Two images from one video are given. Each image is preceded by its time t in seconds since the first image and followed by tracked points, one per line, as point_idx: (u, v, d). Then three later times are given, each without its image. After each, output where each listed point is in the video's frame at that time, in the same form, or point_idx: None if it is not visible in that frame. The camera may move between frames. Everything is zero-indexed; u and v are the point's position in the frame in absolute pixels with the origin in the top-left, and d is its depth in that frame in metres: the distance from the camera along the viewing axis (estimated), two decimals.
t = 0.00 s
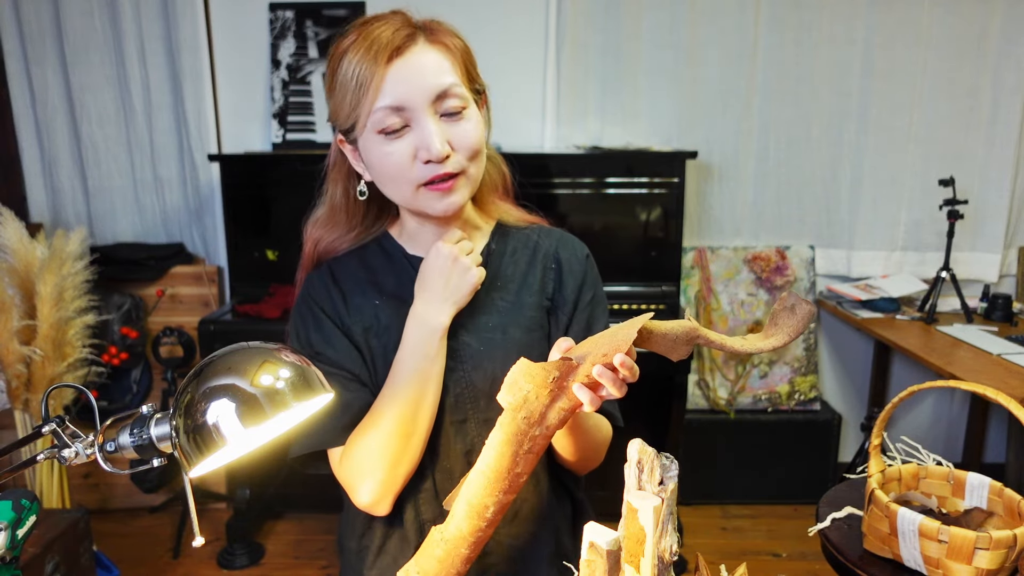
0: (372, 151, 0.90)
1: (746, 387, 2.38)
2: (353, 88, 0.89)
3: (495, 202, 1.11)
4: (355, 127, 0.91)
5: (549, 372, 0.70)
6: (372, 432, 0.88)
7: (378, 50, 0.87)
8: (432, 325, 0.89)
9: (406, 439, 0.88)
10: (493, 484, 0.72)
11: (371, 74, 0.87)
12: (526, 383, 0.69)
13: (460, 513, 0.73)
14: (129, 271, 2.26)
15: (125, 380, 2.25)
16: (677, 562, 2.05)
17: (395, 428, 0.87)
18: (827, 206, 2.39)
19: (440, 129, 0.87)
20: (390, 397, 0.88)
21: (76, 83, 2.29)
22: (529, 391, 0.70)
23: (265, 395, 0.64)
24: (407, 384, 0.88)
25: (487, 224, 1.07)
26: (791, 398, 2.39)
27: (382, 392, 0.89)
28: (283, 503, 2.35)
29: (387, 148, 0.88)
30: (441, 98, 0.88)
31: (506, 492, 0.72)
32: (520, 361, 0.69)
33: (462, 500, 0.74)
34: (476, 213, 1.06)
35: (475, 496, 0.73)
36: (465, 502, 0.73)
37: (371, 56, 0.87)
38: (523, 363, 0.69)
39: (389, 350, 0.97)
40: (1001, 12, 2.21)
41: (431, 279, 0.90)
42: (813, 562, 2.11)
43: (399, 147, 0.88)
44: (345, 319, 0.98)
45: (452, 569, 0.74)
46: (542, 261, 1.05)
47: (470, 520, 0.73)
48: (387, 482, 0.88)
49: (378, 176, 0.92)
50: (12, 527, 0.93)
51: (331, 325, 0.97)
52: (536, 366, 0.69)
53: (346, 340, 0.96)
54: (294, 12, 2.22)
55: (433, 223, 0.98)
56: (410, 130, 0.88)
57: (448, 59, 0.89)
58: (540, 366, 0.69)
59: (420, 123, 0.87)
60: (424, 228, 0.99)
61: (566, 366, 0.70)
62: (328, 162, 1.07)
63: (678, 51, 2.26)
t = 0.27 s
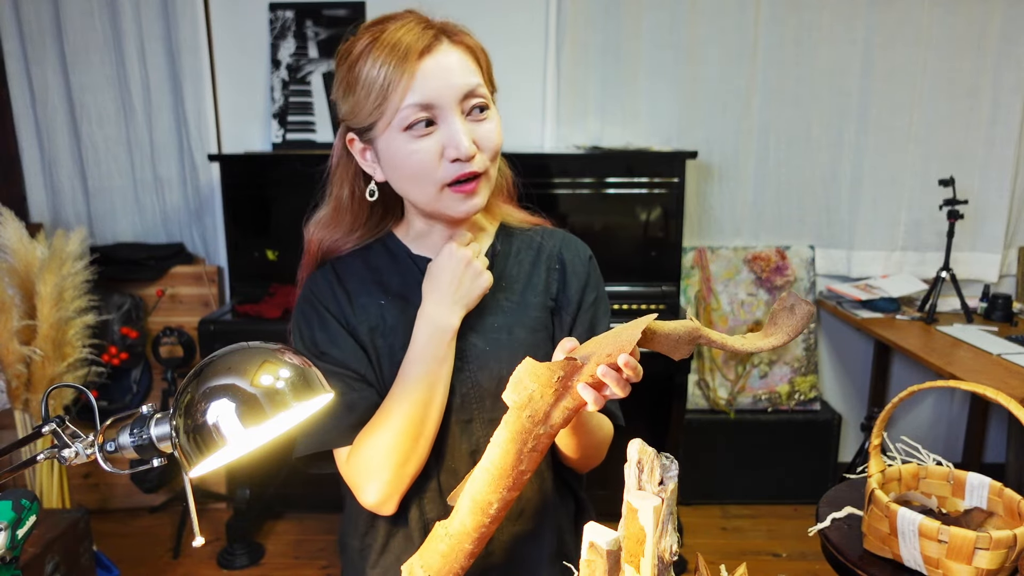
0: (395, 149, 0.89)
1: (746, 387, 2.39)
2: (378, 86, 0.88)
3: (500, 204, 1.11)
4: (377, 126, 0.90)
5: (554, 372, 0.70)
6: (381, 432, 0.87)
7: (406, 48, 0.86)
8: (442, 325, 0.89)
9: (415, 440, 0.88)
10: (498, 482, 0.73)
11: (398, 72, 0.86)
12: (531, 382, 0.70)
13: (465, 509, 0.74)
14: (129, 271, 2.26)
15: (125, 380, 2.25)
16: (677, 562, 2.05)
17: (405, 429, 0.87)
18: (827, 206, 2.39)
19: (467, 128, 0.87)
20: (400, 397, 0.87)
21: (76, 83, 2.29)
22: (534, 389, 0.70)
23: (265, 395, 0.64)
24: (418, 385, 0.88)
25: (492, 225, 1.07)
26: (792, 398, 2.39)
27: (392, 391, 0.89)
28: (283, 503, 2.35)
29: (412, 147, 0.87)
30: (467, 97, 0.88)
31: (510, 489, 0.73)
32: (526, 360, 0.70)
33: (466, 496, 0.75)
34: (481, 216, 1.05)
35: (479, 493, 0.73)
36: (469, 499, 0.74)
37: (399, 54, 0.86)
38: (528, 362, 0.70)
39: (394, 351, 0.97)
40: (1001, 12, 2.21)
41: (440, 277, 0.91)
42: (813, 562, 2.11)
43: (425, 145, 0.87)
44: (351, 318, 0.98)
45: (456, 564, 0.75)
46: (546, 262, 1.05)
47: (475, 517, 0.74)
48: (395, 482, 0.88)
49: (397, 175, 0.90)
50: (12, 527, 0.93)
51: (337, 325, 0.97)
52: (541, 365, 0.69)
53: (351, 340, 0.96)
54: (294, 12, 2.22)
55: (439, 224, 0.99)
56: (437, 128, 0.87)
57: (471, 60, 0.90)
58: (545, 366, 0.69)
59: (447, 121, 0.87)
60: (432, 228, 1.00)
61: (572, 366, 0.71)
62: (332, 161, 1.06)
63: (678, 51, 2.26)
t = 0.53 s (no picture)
0: (410, 147, 0.88)
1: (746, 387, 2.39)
2: (390, 85, 0.87)
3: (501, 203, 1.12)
4: (389, 125, 0.89)
5: (556, 363, 0.72)
6: (387, 429, 0.87)
7: (417, 47, 0.86)
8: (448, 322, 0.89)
9: (419, 438, 0.88)
10: (501, 475, 0.74)
11: (411, 71, 0.86)
12: (534, 372, 0.72)
13: (469, 502, 0.76)
14: (129, 271, 2.26)
15: (125, 380, 2.25)
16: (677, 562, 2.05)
17: (410, 427, 0.87)
18: (827, 206, 2.39)
19: (480, 124, 0.88)
20: (405, 395, 0.87)
21: (76, 83, 2.29)
22: (537, 380, 0.72)
23: (265, 395, 0.64)
24: (424, 382, 0.88)
25: (494, 223, 1.06)
26: (792, 398, 2.39)
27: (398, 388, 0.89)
28: (283, 503, 2.35)
29: (427, 145, 0.87)
30: (478, 94, 0.88)
31: (514, 480, 0.74)
32: (528, 353, 0.72)
33: (470, 489, 0.76)
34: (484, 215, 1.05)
35: (483, 486, 0.75)
36: (473, 492, 0.76)
37: (410, 53, 0.86)
38: (531, 354, 0.72)
39: (396, 348, 0.97)
40: (1000, 12, 2.21)
41: (447, 274, 0.91)
42: (813, 562, 2.11)
43: (440, 142, 0.87)
44: (353, 315, 0.98)
45: (461, 555, 0.77)
46: (547, 259, 1.05)
47: (479, 509, 0.75)
48: (398, 480, 0.88)
49: (411, 174, 0.90)
50: (12, 527, 0.93)
51: (339, 321, 0.97)
52: (544, 356, 0.72)
53: (354, 337, 0.96)
54: (294, 12, 2.22)
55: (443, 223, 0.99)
56: (451, 125, 0.87)
57: (478, 59, 0.91)
58: (547, 357, 0.71)
59: (462, 117, 0.87)
60: (436, 226, 1.00)
61: (574, 357, 0.73)
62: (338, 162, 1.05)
63: (678, 51, 2.26)
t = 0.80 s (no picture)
0: (409, 148, 0.88)
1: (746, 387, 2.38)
2: (389, 87, 0.87)
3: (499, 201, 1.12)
4: (388, 126, 0.89)
5: (554, 353, 0.72)
6: (386, 426, 0.87)
7: (416, 49, 0.86)
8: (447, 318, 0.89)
9: (419, 435, 0.88)
10: (499, 466, 0.75)
11: (410, 73, 0.86)
12: (532, 363, 0.72)
13: (467, 494, 0.76)
14: (129, 271, 2.26)
15: (125, 380, 2.25)
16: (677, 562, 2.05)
17: (410, 424, 0.87)
18: (827, 206, 2.39)
19: (479, 125, 0.88)
20: (404, 392, 0.87)
21: (76, 83, 2.29)
22: (535, 371, 0.72)
23: (265, 395, 0.64)
24: (423, 380, 0.87)
25: (493, 221, 1.07)
26: (792, 398, 2.39)
27: (398, 384, 0.89)
28: (283, 504, 2.35)
29: (427, 147, 0.87)
30: (477, 96, 0.89)
31: (512, 472, 0.75)
32: (526, 343, 0.72)
33: (468, 481, 0.77)
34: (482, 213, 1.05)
35: (481, 477, 0.75)
36: (471, 484, 0.76)
37: (409, 55, 0.86)
38: (529, 344, 0.72)
39: (395, 345, 0.97)
40: (1001, 12, 2.21)
41: (448, 271, 0.91)
42: (813, 562, 2.11)
43: (439, 144, 0.87)
44: (351, 313, 0.98)
45: (460, 547, 0.78)
46: (545, 256, 1.05)
47: (477, 501, 0.76)
48: (398, 477, 0.88)
49: (410, 176, 0.90)
50: (12, 527, 0.93)
51: (337, 319, 0.97)
52: (542, 346, 0.72)
53: (353, 335, 0.97)
54: (294, 12, 2.22)
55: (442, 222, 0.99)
56: (450, 126, 0.88)
57: (476, 60, 0.91)
58: (545, 347, 0.72)
59: (461, 118, 0.87)
60: (436, 224, 1.00)
61: (571, 347, 0.73)
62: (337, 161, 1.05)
63: (678, 51, 2.26)
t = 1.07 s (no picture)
0: (405, 150, 0.88)
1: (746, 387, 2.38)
2: (386, 89, 0.87)
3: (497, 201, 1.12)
4: (385, 128, 0.90)
5: (552, 349, 0.72)
6: (384, 425, 0.87)
7: (413, 51, 0.86)
8: (443, 316, 0.89)
9: (417, 433, 0.88)
10: (497, 462, 0.75)
11: (407, 75, 0.86)
12: (530, 359, 0.72)
13: (465, 489, 0.76)
14: (129, 271, 2.25)
15: (125, 380, 2.25)
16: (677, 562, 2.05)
17: (407, 422, 0.87)
18: (827, 206, 2.39)
19: (475, 127, 0.88)
20: (402, 391, 0.87)
21: (76, 83, 2.29)
22: (533, 366, 0.72)
23: (265, 395, 0.64)
24: (421, 379, 0.87)
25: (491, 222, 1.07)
26: (791, 398, 2.39)
27: (395, 384, 0.89)
28: (283, 504, 2.35)
29: (423, 149, 0.88)
30: (473, 98, 0.89)
31: (510, 468, 0.75)
32: (524, 339, 0.72)
33: (466, 477, 0.77)
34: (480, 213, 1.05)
35: (479, 473, 0.76)
36: (469, 480, 0.76)
37: (406, 57, 0.86)
38: (527, 339, 0.72)
39: (393, 345, 0.97)
40: (1001, 12, 2.21)
41: (446, 269, 0.91)
42: (813, 562, 2.11)
43: (435, 146, 0.87)
44: (350, 312, 0.98)
45: (458, 544, 0.78)
46: (542, 256, 1.05)
47: (475, 496, 0.76)
48: (397, 475, 0.88)
49: (407, 177, 0.91)
50: (12, 527, 0.93)
51: (337, 318, 0.97)
52: (540, 342, 0.72)
53: (352, 334, 0.97)
54: (294, 12, 2.22)
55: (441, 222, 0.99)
56: (447, 128, 0.88)
57: (473, 62, 0.91)
58: (543, 343, 0.72)
59: (457, 121, 0.88)
60: (434, 224, 1.00)
61: (569, 343, 0.73)
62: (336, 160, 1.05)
63: (678, 52, 2.26)
